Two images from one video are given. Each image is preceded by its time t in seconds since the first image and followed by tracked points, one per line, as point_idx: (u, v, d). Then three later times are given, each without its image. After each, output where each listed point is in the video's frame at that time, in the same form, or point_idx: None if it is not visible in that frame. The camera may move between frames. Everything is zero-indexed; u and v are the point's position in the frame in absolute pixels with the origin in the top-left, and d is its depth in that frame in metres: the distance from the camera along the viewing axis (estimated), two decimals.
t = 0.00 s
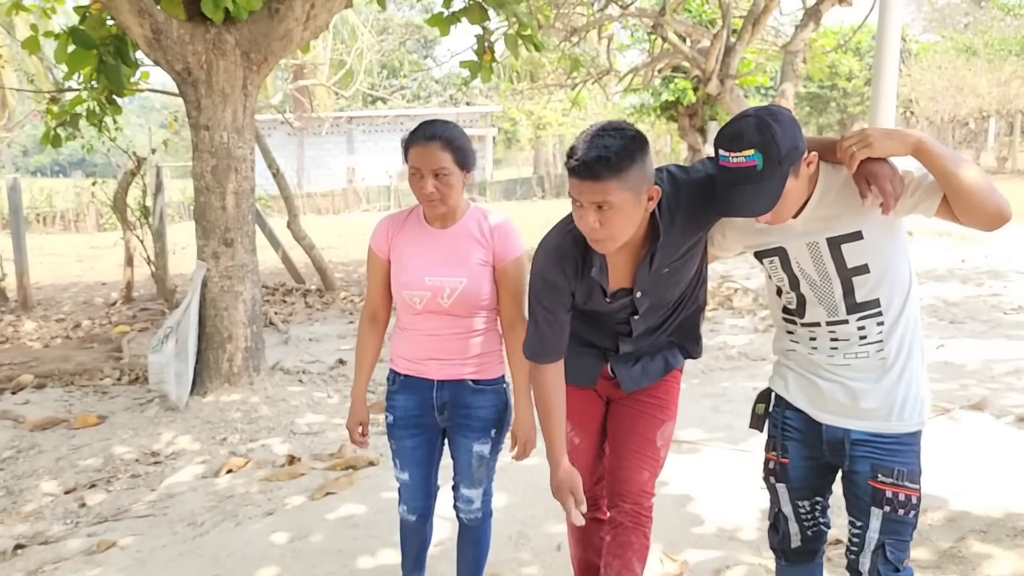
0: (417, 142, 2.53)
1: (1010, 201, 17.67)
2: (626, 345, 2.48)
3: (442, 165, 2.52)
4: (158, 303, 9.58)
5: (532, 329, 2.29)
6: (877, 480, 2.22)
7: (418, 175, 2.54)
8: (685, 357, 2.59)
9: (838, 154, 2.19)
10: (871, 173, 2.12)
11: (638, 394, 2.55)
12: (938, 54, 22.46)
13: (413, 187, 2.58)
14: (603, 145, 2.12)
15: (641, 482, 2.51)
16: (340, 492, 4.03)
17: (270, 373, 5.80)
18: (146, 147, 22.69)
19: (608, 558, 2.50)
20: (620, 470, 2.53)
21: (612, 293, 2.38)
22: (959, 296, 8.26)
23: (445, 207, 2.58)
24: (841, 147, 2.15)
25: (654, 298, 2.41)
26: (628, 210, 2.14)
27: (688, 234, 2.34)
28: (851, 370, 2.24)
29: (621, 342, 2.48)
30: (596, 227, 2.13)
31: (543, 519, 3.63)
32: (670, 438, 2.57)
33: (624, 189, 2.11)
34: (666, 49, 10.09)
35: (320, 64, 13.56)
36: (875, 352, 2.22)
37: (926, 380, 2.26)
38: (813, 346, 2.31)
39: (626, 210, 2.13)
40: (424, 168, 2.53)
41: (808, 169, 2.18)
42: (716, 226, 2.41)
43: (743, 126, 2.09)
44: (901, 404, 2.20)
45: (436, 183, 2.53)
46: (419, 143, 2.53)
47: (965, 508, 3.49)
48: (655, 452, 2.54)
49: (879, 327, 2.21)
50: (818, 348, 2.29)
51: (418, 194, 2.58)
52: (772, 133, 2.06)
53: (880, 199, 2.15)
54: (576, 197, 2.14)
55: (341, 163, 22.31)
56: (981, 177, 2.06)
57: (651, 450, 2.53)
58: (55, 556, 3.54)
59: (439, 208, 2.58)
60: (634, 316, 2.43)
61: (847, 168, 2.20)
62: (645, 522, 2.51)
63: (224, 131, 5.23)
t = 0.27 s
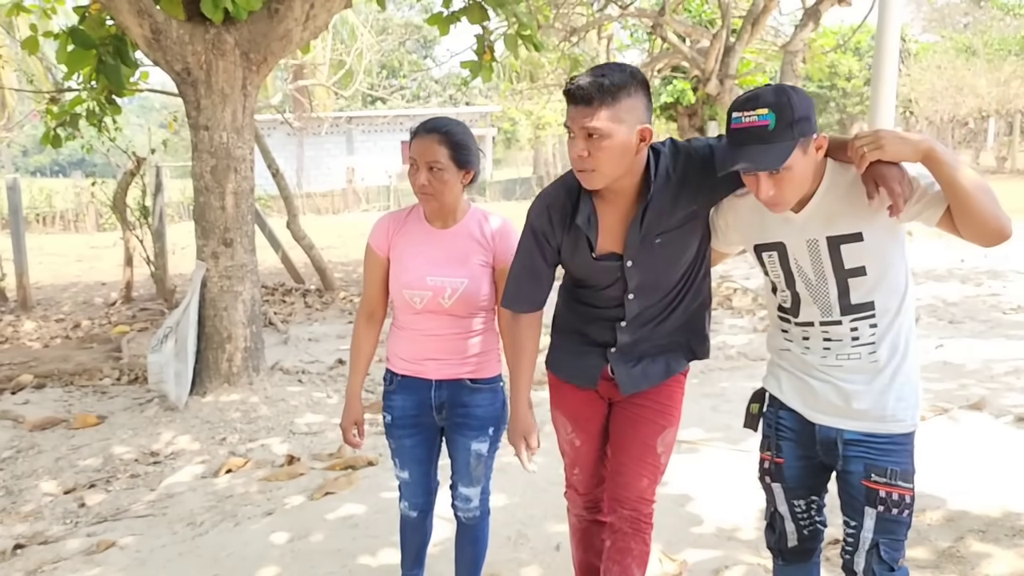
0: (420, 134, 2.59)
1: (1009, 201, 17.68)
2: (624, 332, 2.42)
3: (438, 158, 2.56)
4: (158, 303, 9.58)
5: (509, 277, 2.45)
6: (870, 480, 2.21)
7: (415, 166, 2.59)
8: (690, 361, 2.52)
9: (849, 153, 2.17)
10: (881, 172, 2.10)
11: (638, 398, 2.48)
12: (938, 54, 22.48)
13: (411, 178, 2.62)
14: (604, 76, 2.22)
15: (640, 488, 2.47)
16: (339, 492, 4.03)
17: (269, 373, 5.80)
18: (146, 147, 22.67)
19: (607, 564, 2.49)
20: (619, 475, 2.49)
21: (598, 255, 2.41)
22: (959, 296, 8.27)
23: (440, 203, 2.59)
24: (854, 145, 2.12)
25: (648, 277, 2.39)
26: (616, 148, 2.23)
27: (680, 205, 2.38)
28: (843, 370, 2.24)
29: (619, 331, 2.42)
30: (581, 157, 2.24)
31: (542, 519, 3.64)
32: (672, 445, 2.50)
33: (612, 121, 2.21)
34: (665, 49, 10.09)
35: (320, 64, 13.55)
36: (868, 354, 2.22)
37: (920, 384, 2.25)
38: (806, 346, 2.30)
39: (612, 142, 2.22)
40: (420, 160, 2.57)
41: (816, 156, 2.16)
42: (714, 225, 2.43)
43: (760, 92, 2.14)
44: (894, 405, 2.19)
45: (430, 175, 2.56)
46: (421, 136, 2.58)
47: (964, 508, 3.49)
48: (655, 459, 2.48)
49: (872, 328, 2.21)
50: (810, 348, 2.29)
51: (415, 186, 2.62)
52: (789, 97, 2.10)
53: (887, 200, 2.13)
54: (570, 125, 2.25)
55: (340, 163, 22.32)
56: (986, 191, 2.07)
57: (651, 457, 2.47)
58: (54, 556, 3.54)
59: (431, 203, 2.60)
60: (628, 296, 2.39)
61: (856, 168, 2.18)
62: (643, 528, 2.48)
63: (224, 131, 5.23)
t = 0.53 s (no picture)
0: (422, 133, 2.60)
1: (1009, 202, 17.68)
2: (621, 323, 2.41)
3: (438, 157, 2.56)
4: (158, 303, 9.58)
5: (508, 239, 2.53)
6: (864, 481, 2.20)
7: (415, 164, 2.60)
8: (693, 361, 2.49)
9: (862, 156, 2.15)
10: (894, 176, 2.08)
11: (637, 401, 2.45)
12: (937, 55, 22.49)
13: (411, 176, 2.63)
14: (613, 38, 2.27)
15: (638, 494, 2.42)
16: (339, 492, 4.03)
17: (269, 373, 5.80)
18: (146, 148, 22.69)
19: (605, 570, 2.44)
20: (617, 480, 2.44)
21: (593, 224, 2.42)
22: (958, 297, 8.27)
23: (439, 202, 2.60)
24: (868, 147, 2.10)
25: (645, 258, 2.37)
26: (618, 108, 2.26)
27: (676, 179, 2.38)
28: (837, 372, 2.22)
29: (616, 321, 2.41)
30: (584, 115, 2.28)
31: (542, 520, 3.64)
32: (672, 449, 2.47)
33: (618, 80, 2.24)
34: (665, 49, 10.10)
35: (320, 64, 13.56)
36: (862, 355, 2.20)
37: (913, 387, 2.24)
38: (800, 346, 2.29)
39: (615, 102, 2.25)
40: (421, 158, 2.58)
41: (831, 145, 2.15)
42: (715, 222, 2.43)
43: (783, 72, 2.15)
44: (888, 407, 2.18)
45: (430, 173, 2.57)
46: (422, 136, 2.59)
47: (963, 508, 3.49)
48: (655, 463, 2.44)
49: (865, 330, 2.20)
50: (804, 348, 2.28)
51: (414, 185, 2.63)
52: (812, 75, 2.11)
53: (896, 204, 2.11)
54: (576, 84, 2.29)
55: (340, 163, 22.33)
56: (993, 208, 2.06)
57: (649, 463, 2.43)
58: (54, 556, 3.54)
59: (431, 202, 2.60)
60: (623, 279, 2.39)
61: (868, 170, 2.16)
62: (642, 534, 2.43)
63: (223, 131, 5.23)
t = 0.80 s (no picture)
0: (421, 135, 2.61)
1: (1009, 202, 17.68)
2: (618, 318, 2.41)
3: (438, 158, 2.57)
4: (158, 304, 9.58)
5: (517, 225, 2.58)
6: (860, 482, 2.19)
7: (414, 166, 2.61)
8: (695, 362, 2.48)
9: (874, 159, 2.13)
10: (904, 180, 2.07)
11: (635, 405, 2.45)
12: (937, 55, 22.48)
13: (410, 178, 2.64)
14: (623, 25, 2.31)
15: (636, 499, 2.42)
16: (339, 493, 4.03)
17: (269, 374, 5.81)
18: (146, 148, 22.70)
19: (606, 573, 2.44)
20: (616, 485, 2.44)
21: (593, 208, 2.44)
22: (958, 297, 8.28)
23: (438, 203, 2.60)
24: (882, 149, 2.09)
25: (643, 249, 2.38)
26: (626, 92, 2.29)
27: (676, 168, 2.39)
28: (831, 374, 2.21)
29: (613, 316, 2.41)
30: (593, 99, 2.31)
31: (542, 521, 3.64)
32: (670, 453, 2.46)
33: (626, 64, 2.28)
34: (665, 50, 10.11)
35: (320, 65, 13.57)
36: (857, 358, 2.19)
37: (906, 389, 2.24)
38: (794, 347, 2.27)
39: (623, 87, 2.28)
40: (420, 159, 2.59)
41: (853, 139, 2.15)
42: (715, 219, 2.43)
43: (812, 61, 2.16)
44: (882, 409, 2.17)
45: (429, 174, 2.57)
46: (421, 138, 2.60)
47: (963, 509, 3.50)
48: (654, 468, 2.43)
49: (860, 332, 2.19)
50: (799, 349, 2.26)
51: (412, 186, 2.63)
52: (840, 66, 2.14)
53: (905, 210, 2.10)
54: (586, 70, 2.33)
55: (341, 164, 22.34)
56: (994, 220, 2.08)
57: (646, 466, 2.42)
58: (56, 557, 3.55)
59: (428, 203, 2.60)
60: (620, 270, 2.39)
61: (877, 174, 2.15)
62: (642, 538, 2.43)
63: (224, 132, 5.24)
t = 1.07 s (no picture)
0: (418, 136, 2.62)
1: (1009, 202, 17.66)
2: (615, 315, 2.41)
3: (434, 159, 2.58)
4: (158, 304, 9.57)
5: (519, 217, 2.60)
6: (857, 482, 2.19)
7: (410, 166, 2.61)
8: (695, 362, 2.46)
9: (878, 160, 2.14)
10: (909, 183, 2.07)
11: (634, 408, 2.44)
12: (937, 55, 22.46)
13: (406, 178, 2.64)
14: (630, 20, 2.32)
15: (636, 503, 2.42)
16: (339, 494, 4.04)
17: (269, 375, 5.80)
18: (146, 149, 22.71)
19: None
20: (615, 489, 2.44)
21: (592, 199, 2.44)
22: (958, 298, 8.28)
23: (433, 204, 2.60)
24: (888, 150, 2.09)
25: (641, 243, 2.38)
26: (631, 86, 2.30)
27: (676, 165, 2.39)
28: (827, 375, 2.20)
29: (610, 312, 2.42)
30: (600, 92, 2.32)
31: (541, 522, 3.64)
32: (670, 456, 2.46)
33: (631, 60, 2.29)
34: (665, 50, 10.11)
35: (320, 65, 13.57)
36: (853, 359, 2.19)
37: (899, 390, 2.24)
38: (790, 348, 2.26)
39: (627, 81, 2.29)
40: (416, 159, 2.59)
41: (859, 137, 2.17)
42: (714, 218, 2.43)
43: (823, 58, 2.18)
44: (876, 411, 2.18)
45: (425, 174, 2.57)
46: (417, 138, 2.61)
47: (963, 510, 3.50)
48: (653, 471, 2.43)
49: (856, 333, 2.18)
50: (794, 350, 2.25)
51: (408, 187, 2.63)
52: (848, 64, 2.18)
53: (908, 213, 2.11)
54: (592, 64, 2.34)
55: (340, 164, 22.35)
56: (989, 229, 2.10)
57: (647, 470, 2.42)
58: (55, 558, 3.55)
59: (423, 203, 2.60)
60: (618, 264, 2.39)
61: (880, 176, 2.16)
62: (642, 541, 2.43)
63: (224, 133, 5.24)
